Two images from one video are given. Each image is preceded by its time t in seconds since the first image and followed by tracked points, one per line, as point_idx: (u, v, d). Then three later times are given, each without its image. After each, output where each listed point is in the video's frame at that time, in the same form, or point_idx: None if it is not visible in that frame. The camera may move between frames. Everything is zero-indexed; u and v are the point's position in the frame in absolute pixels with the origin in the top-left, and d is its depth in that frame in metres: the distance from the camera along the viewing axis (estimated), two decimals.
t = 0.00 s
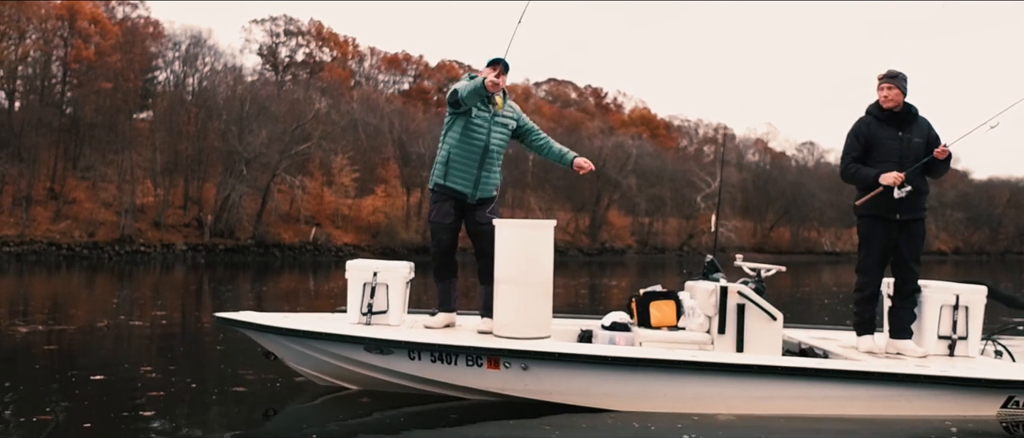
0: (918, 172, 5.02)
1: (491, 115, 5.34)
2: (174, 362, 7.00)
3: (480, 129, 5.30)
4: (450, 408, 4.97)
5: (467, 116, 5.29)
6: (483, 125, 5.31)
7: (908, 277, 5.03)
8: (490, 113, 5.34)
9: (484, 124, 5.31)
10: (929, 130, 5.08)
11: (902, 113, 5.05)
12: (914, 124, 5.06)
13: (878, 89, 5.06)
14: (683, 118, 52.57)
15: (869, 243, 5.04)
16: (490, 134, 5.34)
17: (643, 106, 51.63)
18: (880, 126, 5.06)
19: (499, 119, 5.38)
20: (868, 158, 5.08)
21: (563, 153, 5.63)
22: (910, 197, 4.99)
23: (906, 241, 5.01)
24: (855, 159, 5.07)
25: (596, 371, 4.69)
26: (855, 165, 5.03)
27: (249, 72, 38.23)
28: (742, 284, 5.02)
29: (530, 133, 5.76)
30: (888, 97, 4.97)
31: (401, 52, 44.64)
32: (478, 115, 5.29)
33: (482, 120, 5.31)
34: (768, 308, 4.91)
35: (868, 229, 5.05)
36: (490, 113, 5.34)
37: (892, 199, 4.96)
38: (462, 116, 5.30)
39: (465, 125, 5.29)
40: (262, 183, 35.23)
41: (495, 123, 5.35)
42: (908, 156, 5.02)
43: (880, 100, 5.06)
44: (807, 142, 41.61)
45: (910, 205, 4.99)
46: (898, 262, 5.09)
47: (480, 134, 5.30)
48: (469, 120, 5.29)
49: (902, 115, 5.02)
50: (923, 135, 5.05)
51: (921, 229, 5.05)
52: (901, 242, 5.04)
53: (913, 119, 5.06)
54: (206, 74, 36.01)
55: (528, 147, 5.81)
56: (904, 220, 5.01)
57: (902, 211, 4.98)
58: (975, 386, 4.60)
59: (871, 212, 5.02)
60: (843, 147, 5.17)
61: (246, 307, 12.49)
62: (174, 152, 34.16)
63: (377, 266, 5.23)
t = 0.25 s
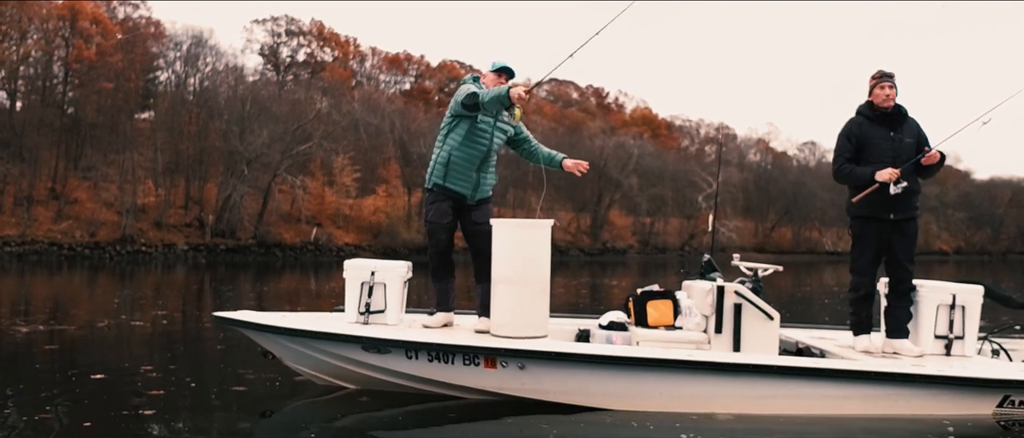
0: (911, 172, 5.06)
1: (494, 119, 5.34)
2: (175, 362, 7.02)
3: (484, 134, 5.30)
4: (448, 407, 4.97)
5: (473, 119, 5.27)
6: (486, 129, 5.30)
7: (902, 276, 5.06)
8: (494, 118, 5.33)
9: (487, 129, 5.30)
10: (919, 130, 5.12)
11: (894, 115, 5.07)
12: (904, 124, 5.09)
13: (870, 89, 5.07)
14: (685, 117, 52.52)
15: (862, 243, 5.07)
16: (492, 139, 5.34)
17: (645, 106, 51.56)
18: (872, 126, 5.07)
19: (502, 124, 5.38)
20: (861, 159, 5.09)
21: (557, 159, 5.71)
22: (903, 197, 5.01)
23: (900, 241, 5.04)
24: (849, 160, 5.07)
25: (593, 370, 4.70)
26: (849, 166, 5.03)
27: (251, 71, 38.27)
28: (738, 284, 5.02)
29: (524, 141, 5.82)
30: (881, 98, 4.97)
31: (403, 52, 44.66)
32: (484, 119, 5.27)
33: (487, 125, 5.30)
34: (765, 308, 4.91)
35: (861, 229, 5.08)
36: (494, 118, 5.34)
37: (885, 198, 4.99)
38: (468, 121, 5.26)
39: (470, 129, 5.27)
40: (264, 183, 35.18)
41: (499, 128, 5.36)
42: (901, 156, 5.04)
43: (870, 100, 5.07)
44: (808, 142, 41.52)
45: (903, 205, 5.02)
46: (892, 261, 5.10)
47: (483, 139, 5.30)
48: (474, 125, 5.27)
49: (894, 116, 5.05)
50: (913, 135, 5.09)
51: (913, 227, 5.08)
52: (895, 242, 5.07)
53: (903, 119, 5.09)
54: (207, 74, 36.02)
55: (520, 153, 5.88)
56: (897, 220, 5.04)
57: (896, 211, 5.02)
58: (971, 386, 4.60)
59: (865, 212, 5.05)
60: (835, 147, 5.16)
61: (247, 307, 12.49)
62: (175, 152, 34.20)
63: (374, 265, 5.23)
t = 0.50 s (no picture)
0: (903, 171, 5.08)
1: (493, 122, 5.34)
2: (175, 362, 7.03)
3: (483, 138, 5.30)
4: (445, 406, 4.98)
5: (472, 124, 5.26)
6: (485, 133, 5.30)
7: (898, 274, 5.06)
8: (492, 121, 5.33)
9: (486, 133, 5.30)
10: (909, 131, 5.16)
11: (885, 115, 5.10)
12: (895, 124, 5.13)
13: (861, 89, 5.09)
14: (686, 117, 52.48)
15: (856, 243, 5.07)
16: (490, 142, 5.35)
17: (646, 106, 51.51)
18: (864, 126, 5.09)
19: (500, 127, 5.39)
20: (854, 159, 5.09)
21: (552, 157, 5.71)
22: (896, 196, 5.03)
23: (894, 240, 5.05)
24: (843, 160, 5.07)
25: (590, 369, 4.71)
26: (843, 166, 5.03)
27: (252, 71, 38.28)
28: (735, 283, 5.03)
29: (518, 142, 5.82)
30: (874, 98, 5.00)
31: (404, 52, 44.65)
32: (482, 123, 5.27)
33: (485, 130, 5.30)
34: (762, 308, 4.91)
35: (856, 229, 5.07)
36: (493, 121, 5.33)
37: (879, 197, 5.00)
38: (467, 125, 5.25)
39: (469, 133, 5.26)
40: (264, 183, 35.16)
41: (496, 132, 5.36)
42: (893, 155, 5.06)
43: (862, 100, 5.10)
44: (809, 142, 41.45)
45: (895, 204, 5.03)
46: (886, 261, 5.11)
47: (482, 143, 5.30)
48: (473, 129, 5.27)
49: (885, 116, 5.08)
50: (904, 135, 5.13)
51: (906, 227, 5.10)
52: (890, 242, 5.07)
53: (894, 119, 5.12)
54: (208, 74, 36.02)
55: (512, 153, 5.89)
56: (891, 219, 5.05)
57: (889, 211, 5.03)
58: (968, 384, 4.61)
59: (859, 212, 5.04)
60: (827, 148, 5.16)
61: (248, 307, 12.49)
62: (176, 152, 34.23)
63: (372, 265, 5.24)
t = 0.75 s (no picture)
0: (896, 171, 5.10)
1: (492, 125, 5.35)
2: (176, 361, 7.03)
3: (481, 141, 5.31)
4: (444, 406, 4.99)
5: (470, 126, 5.27)
6: (484, 136, 5.31)
7: (893, 274, 5.07)
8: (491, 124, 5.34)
9: (485, 136, 5.31)
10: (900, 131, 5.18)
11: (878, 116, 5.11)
12: (887, 124, 5.14)
13: (853, 90, 5.10)
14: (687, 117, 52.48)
15: (851, 242, 5.08)
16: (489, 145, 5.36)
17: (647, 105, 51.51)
18: (857, 126, 5.10)
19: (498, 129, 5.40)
20: (847, 159, 5.09)
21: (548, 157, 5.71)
22: (889, 196, 5.05)
23: (888, 240, 5.06)
24: (836, 160, 5.08)
25: (587, 369, 4.72)
26: (837, 166, 5.03)
27: (253, 71, 38.30)
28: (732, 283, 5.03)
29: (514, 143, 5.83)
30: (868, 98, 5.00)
31: (404, 52, 44.68)
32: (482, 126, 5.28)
33: (484, 133, 5.31)
34: (759, 307, 4.92)
35: (850, 230, 5.09)
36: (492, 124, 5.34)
37: (872, 197, 5.01)
38: (467, 127, 5.25)
39: (467, 135, 5.27)
40: (265, 183, 35.14)
41: (495, 135, 5.37)
42: (885, 155, 5.08)
43: (855, 101, 5.10)
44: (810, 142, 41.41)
45: (889, 204, 5.05)
46: (881, 260, 5.12)
47: (480, 145, 5.31)
48: (473, 132, 5.27)
49: (878, 117, 5.08)
50: (896, 135, 5.15)
51: (899, 227, 5.12)
52: (884, 242, 5.09)
53: (886, 119, 5.14)
54: (209, 74, 36.02)
55: (508, 154, 5.89)
56: (884, 219, 5.06)
57: (882, 211, 5.05)
58: (964, 383, 4.63)
59: (852, 212, 5.06)
60: (820, 148, 5.17)
61: (248, 307, 12.49)
62: (177, 151, 34.25)
63: (369, 265, 5.25)
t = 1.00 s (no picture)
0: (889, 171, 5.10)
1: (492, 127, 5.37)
2: (177, 361, 7.04)
3: (480, 143, 5.33)
4: (442, 406, 5.00)
5: (470, 128, 5.28)
6: (483, 139, 5.33)
7: (888, 274, 5.08)
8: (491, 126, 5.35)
9: (484, 139, 5.33)
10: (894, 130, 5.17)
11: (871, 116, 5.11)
12: (880, 124, 5.14)
13: (846, 90, 5.09)
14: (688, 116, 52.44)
15: (845, 242, 5.09)
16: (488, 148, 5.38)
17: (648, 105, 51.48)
18: (849, 127, 5.10)
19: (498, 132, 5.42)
20: (841, 160, 5.09)
21: (545, 161, 5.72)
22: (883, 196, 5.05)
23: (883, 240, 5.07)
24: (830, 161, 5.08)
25: (585, 368, 4.73)
26: (830, 167, 5.04)
27: (254, 71, 38.32)
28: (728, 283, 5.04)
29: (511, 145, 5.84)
30: (860, 99, 4.99)
31: (406, 52, 44.67)
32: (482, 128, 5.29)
33: (482, 136, 5.33)
34: (756, 307, 4.92)
35: (844, 230, 5.10)
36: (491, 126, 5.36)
37: (865, 197, 5.02)
38: (467, 129, 5.27)
39: (467, 137, 5.28)
40: (266, 183, 35.08)
41: (494, 138, 5.39)
42: (878, 155, 5.08)
43: (848, 101, 5.10)
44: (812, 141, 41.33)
45: (882, 204, 5.05)
46: (875, 259, 5.13)
47: (479, 148, 5.33)
48: (472, 134, 5.29)
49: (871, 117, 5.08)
50: (889, 135, 5.14)
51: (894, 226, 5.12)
52: (879, 241, 5.09)
53: (879, 119, 5.14)
54: (210, 74, 36.00)
55: (505, 156, 5.90)
56: (878, 219, 5.07)
57: (876, 210, 5.05)
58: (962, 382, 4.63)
59: (845, 212, 5.07)
60: (813, 148, 5.17)
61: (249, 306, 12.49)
62: (178, 151, 34.28)
63: (367, 266, 5.26)
